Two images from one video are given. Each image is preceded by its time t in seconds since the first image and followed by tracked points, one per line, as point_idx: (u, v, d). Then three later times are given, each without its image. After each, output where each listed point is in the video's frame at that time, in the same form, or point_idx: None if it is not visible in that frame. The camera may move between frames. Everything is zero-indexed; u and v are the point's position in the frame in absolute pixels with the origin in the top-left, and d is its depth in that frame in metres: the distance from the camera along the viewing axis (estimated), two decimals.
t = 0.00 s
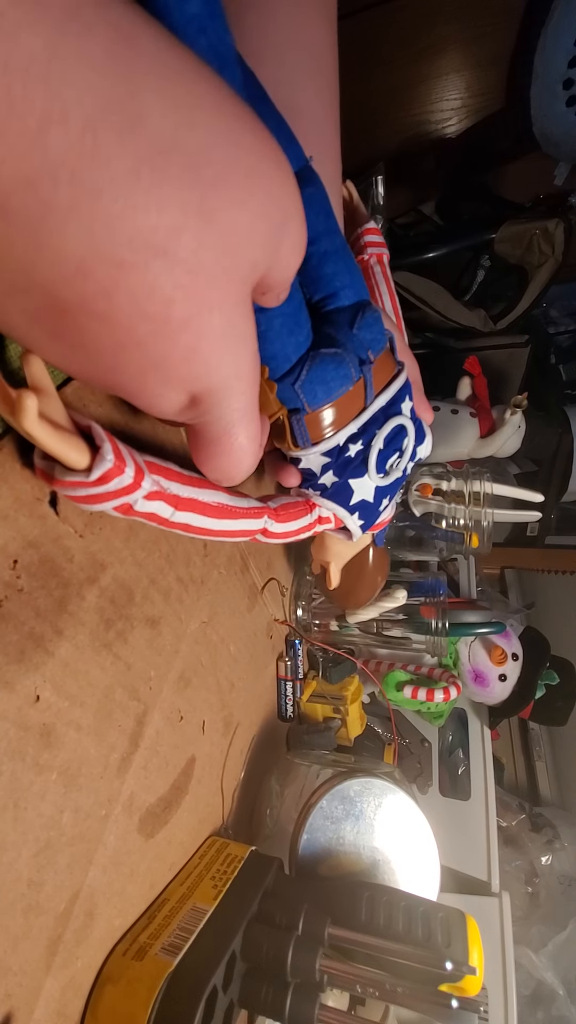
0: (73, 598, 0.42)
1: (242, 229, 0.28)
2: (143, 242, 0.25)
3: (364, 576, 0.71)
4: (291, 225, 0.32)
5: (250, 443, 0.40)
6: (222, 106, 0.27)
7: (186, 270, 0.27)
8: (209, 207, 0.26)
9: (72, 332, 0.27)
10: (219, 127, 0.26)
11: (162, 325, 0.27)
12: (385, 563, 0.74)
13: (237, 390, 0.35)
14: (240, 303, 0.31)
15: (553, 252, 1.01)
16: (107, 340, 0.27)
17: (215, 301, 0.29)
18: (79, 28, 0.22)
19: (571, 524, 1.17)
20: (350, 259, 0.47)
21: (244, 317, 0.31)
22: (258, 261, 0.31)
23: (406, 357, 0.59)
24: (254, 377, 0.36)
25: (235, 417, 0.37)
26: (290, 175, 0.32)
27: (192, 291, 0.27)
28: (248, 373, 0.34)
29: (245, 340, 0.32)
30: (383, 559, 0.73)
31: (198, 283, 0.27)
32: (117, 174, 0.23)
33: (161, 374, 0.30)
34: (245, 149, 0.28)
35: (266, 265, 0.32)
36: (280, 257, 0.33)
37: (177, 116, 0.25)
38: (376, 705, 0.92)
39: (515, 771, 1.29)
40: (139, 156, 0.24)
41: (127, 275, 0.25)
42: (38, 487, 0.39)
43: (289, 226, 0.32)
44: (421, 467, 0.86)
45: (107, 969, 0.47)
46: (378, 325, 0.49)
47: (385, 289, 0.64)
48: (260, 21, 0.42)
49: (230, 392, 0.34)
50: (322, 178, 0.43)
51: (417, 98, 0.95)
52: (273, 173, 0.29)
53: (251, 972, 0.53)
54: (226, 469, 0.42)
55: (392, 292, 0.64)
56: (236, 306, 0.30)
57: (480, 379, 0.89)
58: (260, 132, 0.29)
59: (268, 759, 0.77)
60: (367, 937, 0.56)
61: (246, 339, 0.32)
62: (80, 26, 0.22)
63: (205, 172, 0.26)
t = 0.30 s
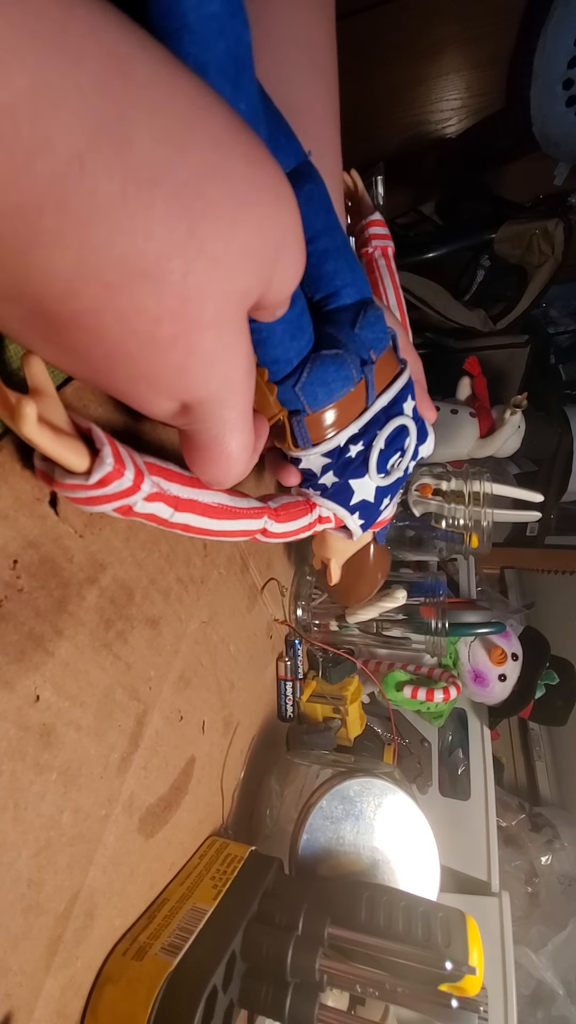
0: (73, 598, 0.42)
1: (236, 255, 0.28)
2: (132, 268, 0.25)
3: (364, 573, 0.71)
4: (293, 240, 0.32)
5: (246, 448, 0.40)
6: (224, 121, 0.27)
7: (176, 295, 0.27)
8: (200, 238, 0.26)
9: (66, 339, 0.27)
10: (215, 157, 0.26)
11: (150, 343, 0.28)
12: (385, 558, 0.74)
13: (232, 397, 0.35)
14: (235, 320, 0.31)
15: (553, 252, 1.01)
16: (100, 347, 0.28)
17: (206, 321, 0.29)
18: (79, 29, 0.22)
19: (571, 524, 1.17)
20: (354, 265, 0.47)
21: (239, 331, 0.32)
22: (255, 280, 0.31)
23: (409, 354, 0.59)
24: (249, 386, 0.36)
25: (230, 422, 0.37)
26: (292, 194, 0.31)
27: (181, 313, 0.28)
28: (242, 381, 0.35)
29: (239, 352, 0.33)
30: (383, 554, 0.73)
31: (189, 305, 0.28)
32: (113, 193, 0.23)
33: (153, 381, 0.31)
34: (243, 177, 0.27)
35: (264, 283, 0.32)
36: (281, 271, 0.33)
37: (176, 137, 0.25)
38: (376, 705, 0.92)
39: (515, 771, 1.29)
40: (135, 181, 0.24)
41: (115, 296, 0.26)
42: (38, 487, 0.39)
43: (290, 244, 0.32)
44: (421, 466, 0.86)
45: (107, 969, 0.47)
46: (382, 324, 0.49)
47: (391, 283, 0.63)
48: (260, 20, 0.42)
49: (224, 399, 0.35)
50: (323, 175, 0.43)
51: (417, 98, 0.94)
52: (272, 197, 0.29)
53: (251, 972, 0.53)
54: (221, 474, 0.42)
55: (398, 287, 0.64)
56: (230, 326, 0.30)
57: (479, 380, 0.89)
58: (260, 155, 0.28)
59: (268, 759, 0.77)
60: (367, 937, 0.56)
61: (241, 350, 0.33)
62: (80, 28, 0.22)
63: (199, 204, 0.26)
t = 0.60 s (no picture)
0: (73, 598, 0.42)
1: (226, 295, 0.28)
2: (119, 307, 0.25)
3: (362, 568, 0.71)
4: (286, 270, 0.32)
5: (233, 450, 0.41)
6: (220, 159, 0.27)
7: (163, 329, 0.27)
8: (192, 280, 0.26)
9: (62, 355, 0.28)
10: (210, 201, 0.26)
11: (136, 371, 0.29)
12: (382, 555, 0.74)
13: (222, 410, 0.36)
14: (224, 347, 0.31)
15: (553, 252, 1.02)
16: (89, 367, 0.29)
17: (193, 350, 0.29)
18: (72, 72, 0.22)
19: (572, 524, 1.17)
20: (354, 271, 0.48)
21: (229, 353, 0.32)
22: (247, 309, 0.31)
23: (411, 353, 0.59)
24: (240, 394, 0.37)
25: (219, 434, 0.38)
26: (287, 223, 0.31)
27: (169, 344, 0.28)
28: (232, 395, 0.35)
29: (229, 371, 0.33)
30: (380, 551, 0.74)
31: (176, 341, 0.28)
32: (102, 238, 0.24)
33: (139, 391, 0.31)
34: (237, 219, 0.27)
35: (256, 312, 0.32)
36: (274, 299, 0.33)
37: (168, 183, 0.25)
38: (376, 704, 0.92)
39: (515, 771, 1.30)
40: (124, 227, 0.24)
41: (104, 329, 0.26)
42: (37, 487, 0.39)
43: (282, 274, 0.32)
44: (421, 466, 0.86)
45: (107, 969, 0.47)
46: (382, 326, 0.49)
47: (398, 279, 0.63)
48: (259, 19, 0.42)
49: (214, 412, 0.35)
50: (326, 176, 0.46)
51: (416, 98, 0.95)
52: (266, 236, 0.29)
53: (252, 973, 0.53)
54: (212, 477, 0.43)
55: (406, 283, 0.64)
56: (220, 354, 0.31)
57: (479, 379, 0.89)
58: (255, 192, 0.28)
59: (268, 759, 0.77)
60: (368, 937, 0.56)
61: (230, 368, 0.33)
62: (75, 43, 0.23)
63: (190, 249, 0.26)
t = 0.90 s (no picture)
0: (73, 598, 0.42)
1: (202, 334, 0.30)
2: (96, 340, 0.28)
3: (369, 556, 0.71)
4: (281, 301, 0.33)
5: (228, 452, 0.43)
6: (204, 202, 0.28)
7: (143, 359, 0.30)
8: (166, 322, 0.28)
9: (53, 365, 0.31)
10: (189, 242, 0.27)
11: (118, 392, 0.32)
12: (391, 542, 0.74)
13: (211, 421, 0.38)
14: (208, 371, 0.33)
15: (553, 252, 1.02)
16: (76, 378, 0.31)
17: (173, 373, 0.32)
18: (56, 125, 0.23)
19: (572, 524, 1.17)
20: (369, 274, 0.48)
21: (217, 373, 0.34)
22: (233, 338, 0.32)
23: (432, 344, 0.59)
24: (232, 403, 0.38)
25: (208, 442, 0.40)
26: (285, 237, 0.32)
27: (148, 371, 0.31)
28: (222, 406, 0.37)
29: (216, 387, 0.35)
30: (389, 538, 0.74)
31: (154, 370, 0.30)
32: (77, 283, 0.26)
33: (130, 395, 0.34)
34: (217, 268, 0.28)
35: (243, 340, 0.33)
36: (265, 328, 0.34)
37: (146, 234, 0.26)
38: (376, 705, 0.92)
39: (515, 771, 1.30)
40: (98, 274, 0.26)
41: (84, 355, 0.29)
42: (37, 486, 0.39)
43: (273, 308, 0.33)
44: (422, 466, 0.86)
45: (107, 969, 0.47)
46: (404, 322, 0.49)
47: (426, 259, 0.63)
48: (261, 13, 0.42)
49: (205, 422, 0.37)
50: (353, 155, 0.45)
51: (417, 97, 0.95)
52: (252, 280, 0.30)
53: (252, 973, 0.53)
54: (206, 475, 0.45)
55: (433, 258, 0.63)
56: (203, 379, 0.33)
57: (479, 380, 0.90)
58: (244, 235, 0.29)
59: (268, 759, 0.77)
60: (368, 937, 0.56)
61: (218, 385, 0.35)
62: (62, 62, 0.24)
63: (164, 297, 0.27)
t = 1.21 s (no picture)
0: (73, 598, 0.42)
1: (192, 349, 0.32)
2: (92, 349, 0.30)
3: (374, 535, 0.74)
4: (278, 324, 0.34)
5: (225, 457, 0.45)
6: (200, 228, 0.29)
7: (136, 372, 0.32)
8: (158, 339, 0.30)
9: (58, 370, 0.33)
10: (182, 266, 0.29)
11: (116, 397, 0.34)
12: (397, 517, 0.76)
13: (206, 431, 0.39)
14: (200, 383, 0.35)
15: (553, 252, 1.01)
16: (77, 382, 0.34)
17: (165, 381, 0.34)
18: (63, 156, 0.26)
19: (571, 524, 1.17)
20: (375, 277, 0.47)
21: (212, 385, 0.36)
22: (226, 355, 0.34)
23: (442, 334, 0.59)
24: (231, 412, 0.40)
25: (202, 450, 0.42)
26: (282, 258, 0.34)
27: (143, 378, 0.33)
28: (217, 417, 0.39)
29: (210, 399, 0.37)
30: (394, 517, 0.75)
31: (149, 380, 0.33)
32: (76, 299, 0.28)
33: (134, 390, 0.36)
34: (209, 292, 0.30)
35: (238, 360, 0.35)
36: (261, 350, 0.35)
37: (143, 258, 0.28)
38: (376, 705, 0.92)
39: (515, 771, 1.30)
40: (96, 291, 0.28)
41: (82, 362, 0.31)
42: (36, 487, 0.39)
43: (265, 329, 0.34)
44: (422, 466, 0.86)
45: (107, 969, 0.47)
46: (412, 323, 0.48)
47: (455, 220, 0.64)
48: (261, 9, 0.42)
49: (201, 430, 0.39)
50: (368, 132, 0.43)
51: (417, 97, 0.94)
52: (245, 304, 0.31)
53: (252, 973, 0.53)
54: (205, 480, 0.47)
55: (465, 222, 0.64)
56: (196, 393, 0.35)
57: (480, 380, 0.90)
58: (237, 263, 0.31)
59: (268, 759, 0.77)
60: (368, 937, 0.56)
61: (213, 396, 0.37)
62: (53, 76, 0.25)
63: (156, 315, 0.29)
